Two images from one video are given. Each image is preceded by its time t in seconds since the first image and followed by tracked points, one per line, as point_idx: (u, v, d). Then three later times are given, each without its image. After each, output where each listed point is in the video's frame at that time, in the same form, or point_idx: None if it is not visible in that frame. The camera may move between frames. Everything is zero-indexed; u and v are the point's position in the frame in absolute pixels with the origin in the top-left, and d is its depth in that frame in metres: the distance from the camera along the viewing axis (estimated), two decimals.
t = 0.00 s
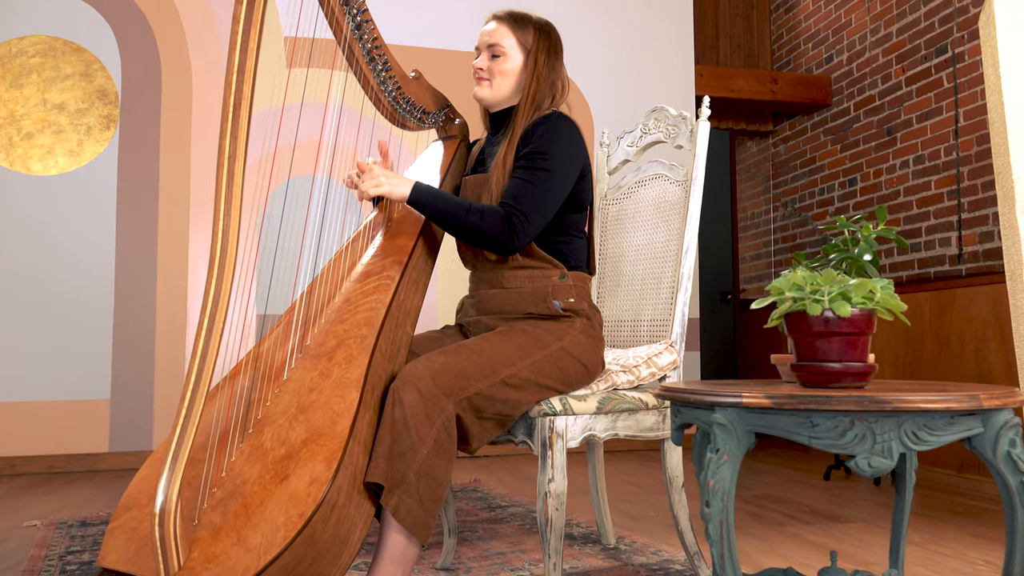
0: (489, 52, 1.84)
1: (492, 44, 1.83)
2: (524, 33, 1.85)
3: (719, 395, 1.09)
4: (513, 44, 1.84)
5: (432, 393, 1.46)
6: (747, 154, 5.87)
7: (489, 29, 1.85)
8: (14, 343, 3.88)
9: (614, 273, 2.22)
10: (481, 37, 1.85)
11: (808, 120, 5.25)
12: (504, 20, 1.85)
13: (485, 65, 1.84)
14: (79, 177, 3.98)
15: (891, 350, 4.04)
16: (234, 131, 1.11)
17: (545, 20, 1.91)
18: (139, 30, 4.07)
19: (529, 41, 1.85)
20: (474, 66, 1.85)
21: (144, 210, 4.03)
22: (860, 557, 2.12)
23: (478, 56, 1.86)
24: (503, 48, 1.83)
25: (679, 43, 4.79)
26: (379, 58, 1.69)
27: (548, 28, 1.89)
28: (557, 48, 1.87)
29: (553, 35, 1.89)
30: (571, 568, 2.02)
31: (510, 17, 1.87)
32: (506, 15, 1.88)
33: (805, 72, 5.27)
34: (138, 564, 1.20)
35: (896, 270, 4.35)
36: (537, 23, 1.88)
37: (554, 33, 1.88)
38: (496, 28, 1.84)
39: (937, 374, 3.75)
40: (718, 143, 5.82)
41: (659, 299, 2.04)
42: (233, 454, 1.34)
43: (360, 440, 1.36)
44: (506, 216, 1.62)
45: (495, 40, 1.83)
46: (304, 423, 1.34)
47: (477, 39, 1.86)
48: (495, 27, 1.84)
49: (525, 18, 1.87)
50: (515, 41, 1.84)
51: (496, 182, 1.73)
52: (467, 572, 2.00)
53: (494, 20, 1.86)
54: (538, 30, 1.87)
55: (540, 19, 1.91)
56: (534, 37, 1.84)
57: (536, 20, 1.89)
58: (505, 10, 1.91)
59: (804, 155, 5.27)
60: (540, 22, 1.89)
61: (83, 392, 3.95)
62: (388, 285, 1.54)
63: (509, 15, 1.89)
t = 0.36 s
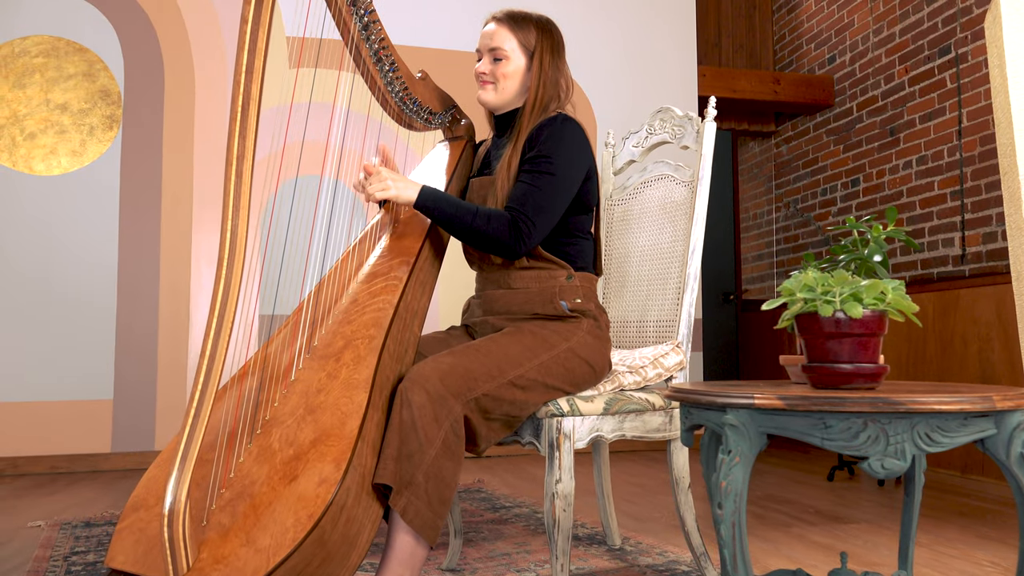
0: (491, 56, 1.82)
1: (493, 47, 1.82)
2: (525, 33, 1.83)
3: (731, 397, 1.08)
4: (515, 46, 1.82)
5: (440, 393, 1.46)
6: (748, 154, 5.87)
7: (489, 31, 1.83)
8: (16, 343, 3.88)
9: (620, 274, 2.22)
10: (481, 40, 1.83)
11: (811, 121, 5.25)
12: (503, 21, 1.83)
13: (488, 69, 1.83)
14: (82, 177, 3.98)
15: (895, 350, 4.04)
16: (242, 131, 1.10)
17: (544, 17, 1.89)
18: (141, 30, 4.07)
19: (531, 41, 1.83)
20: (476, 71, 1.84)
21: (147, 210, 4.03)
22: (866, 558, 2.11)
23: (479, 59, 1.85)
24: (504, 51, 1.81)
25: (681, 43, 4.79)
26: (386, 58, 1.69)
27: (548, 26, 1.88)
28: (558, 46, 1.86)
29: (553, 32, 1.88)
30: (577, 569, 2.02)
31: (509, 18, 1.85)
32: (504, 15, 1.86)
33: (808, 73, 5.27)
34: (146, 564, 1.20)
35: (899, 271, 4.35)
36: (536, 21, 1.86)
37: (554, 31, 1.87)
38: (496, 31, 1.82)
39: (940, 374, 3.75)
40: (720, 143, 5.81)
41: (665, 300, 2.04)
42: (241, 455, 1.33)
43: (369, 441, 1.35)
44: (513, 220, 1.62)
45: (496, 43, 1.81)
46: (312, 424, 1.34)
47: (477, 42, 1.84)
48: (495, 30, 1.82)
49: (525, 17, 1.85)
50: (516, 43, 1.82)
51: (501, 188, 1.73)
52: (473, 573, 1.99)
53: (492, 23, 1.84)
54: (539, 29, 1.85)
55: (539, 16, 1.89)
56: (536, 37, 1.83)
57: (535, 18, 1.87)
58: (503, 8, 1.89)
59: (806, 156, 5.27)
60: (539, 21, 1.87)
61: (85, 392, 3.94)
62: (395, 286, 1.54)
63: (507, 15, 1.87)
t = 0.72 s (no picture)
0: (492, 65, 1.81)
1: (493, 56, 1.80)
2: (522, 36, 1.81)
3: (746, 398, 1.08)
4: (514, 51, 1.80)
5: (450, 394, 1.46)
6: (751, 154, 5.87)
7: (485, 39, 1.80)
8: (20, 343, 3.87)
9: (627, 275, 2.21)
10: (479, 50, 1.81)
11: (814, 121, 5.25)
12: (498, 27, 1.81)
13: (490, 78, 1.81)
14: (86, 177, 3.98)
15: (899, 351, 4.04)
16: (252, 131, 1.09)
17: (537, 13, 1.86)
18: (146, 30, 4.06)
19: (529, 43, 1.81)
20: (479, 81, 1.83)
21: (152, 210, 4.02)
22: (875, 559, 2.11)
23: (480, 68, 1.83)
24: (505, 59, 1.79)
25: (685, 43, 4.78)
26: (394, 58, 1.68)
27: (543, 23, 1.85)
28: (558, 43, 1.84)
29: (550, 27, 1.86)
30: (584, 570, 2.01)
31: (503, 22, 1.82)
32: (499, 20, 1.83)
33: (811, 73, 5.27)
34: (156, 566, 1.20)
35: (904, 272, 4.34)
36: (532, 20, 1.84)
37: (551, 27, 1.85)
38: (493, 38, 1.79)
39: (945, 375, 3.74)
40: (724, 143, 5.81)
41: (673, 300, 2.04)
42: (251, 455, 1.33)
43: (379, 442, 1.35)
44: (520, 224, 1.62)
45: (496, 51, 1.79)
46: (322, 424, 1.34)
47: (475, 51, 1.82)
48: (492, 38, 1.80)
49: (519, 18, 1.83)
50: (514, 48, 1.80)
51: (506, 192, 1.72)
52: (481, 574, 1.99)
53: (487, 30, 1.81)
54: (535, 29, 1.83)
55: (532, 13, 1.86)
56: (534, 38, 1.81)
57: (529, 18, 1.84)
58: (496, 11, 1.86)
59: (810, 156, 5.27)
60: (534, 19, 1.84)
61: (89, 392, 3.94)
62: (403, 286, 1.54)
63: (501, 19, 1.84)
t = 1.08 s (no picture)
0: (488, 70, 1.78)
1: (487, 61, 1.77)
2: (514, 38, 1.76)
3: (757, 400, 1.08)
4: (507, 55, 1.77)
5: (457, 394, 1.45)
6: (754, 154, 5.87)
7: (478, 43, 1.77)
8: (23, 343, 3.87)
9: (632, 276, 2.21)
10: (473, 55, 1.78)
11: (817, 121, 5.24)
12: (489, 30, 1.77)
13: (487, 84, 1.80)
14: (88, 177, 3.98)
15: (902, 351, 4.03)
16: (257, 130, 1.09)
17: (529, 10, 1.81)
18: (148, 30, 4.06)
19: (522, 44, 1.77)
20: (475, 86, 1.81)
21: (154, 210, 4.02)
22: (880, 559, 2.11)
23: (476, 73, 1.81)
24: (499, 64, 1.76)
25: (688, 44, 4.78)
26: (398, 56, 1.68)
27: (535, 20, 1.80)
28: (552, 41, 1.80)
29: (543, 25, 1.81)
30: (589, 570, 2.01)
31: (495, 25, 1.78)
32: (491, 22, 1.79)
33: (814, 73, 5.26)
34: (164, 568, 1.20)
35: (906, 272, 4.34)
36: (524, 20, 1.79)
37: (544, 25, 1.80)
38: (485, 44, 1.76)
39: (948, 376, 3.74)
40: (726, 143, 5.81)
41: (679, 301, 2.04)
42: (258, 457, 1.33)
43: (386, 443, 1.35)
44: (539, 217, 1.62)
45: (490, 57, 1.76)
46: (328, 425, 1.33)
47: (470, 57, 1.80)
48: (484, 43, 1.76)
49: (511, 18, 1.78)
50: (508, 51, 1.76)
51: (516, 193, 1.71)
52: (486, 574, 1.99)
53: (479, 34, 1.78)
54: (527, 28, 1.78)
55: (524, 11, 1.81)
56: (527, 40, 1.77)
57: (522, 17, 1.80)
58: (487, 12, 1.81)
59: (812, 156, 5.27)
60: (526, 18, 1.80)
61: (91, 393, 3.94)
62: (409, 286, 1.54)
63: (493, 20, 1.80)
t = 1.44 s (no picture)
0: (488, 69, 1.78)
1: (488, 60, 1.76)
2: (516, 37, 1.76)
3: (769, 401, 1.08)
4: (508, 54, 1.76)
5: (464, 395, 1.45)
6: (756, 154, 5.87)
7: (480, 41, 1.77)
8: (26, 343, 3.87)
9: (638, 276, 2.21)
10: (475, 52, 1.78)
11: (819, 122, 5.24)
12: (492, 28, 1.76)
13: (487, 82, 1.79)
14: (91, 177, 3.98)
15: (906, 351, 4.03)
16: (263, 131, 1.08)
17: (533, 9, 1.81)
18: (150, 30, 4.06)
19: (524, 44, 1.77)
20: (475, 85, 1.80)
21: (157, 210, 4.02)
22: (886, 560, 2.10)
23: (477, 70, 1.80)
24: (500, 63, 1.76)
25: (690, 44, 4.78)
26: (403, 54, 1.67)
27: (539, 19, 1.80)
28: (554, 41, 1.79)
29: (546, 25, 1.80)
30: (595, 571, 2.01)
31: (498, 22, 1.77)
32: (494, 20, 1.78)
33: (816, 73, 5.26)
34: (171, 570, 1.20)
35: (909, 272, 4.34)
36: (527, 19, 1.79)
37: (547, 24, 1.79)
38: (487, 42, 1.75)
39: (952, 376, 3.74)
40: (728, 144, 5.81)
41: (685, 301, 2.04)
42: (265, 458, 1.32)
43: (393, 444, 1.35)
44: (512, 203, 1.58)
45: (491, 55, 1.75)
46: (335, 426, 1.33)
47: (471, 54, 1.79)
48: (486, 41, 1.76)
49: (514, 16, 1.78)
50: (509, 50, 1.76)
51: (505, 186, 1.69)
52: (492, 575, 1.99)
53: (481, 32, 1.77)
54: (530, 28, 1.78)
55: (528, 9, 1.80)
56: (529, 40, 1.76)
57: (525, 15, 1.79)
58: (490, 9, 1.81)
59: (814, 156, 5.27)
60: (529, 17, 1.79)
61: (94, 393, 3.94)
62: (415, 286, 1.54)
63: (496, 18, 1.79)
